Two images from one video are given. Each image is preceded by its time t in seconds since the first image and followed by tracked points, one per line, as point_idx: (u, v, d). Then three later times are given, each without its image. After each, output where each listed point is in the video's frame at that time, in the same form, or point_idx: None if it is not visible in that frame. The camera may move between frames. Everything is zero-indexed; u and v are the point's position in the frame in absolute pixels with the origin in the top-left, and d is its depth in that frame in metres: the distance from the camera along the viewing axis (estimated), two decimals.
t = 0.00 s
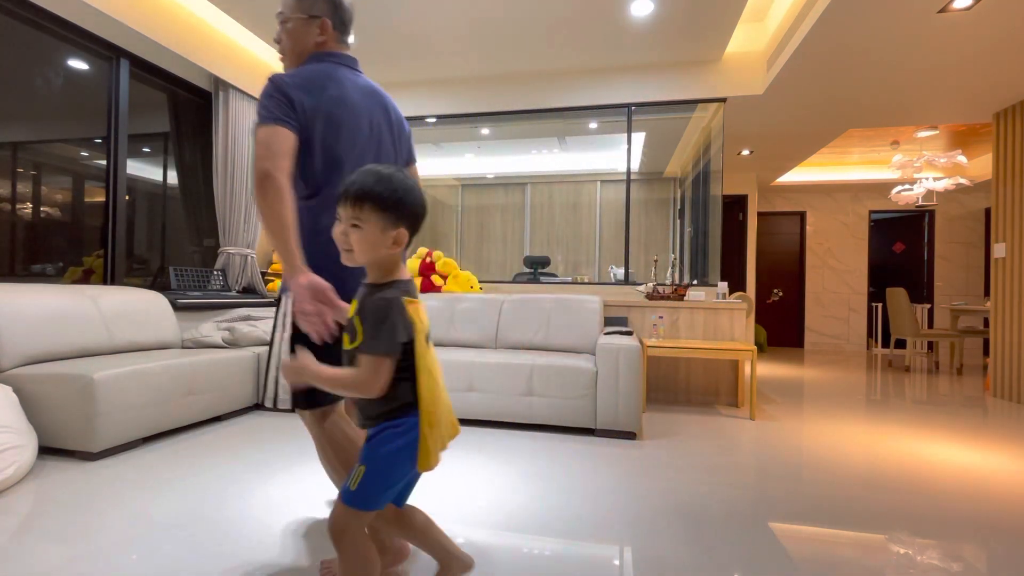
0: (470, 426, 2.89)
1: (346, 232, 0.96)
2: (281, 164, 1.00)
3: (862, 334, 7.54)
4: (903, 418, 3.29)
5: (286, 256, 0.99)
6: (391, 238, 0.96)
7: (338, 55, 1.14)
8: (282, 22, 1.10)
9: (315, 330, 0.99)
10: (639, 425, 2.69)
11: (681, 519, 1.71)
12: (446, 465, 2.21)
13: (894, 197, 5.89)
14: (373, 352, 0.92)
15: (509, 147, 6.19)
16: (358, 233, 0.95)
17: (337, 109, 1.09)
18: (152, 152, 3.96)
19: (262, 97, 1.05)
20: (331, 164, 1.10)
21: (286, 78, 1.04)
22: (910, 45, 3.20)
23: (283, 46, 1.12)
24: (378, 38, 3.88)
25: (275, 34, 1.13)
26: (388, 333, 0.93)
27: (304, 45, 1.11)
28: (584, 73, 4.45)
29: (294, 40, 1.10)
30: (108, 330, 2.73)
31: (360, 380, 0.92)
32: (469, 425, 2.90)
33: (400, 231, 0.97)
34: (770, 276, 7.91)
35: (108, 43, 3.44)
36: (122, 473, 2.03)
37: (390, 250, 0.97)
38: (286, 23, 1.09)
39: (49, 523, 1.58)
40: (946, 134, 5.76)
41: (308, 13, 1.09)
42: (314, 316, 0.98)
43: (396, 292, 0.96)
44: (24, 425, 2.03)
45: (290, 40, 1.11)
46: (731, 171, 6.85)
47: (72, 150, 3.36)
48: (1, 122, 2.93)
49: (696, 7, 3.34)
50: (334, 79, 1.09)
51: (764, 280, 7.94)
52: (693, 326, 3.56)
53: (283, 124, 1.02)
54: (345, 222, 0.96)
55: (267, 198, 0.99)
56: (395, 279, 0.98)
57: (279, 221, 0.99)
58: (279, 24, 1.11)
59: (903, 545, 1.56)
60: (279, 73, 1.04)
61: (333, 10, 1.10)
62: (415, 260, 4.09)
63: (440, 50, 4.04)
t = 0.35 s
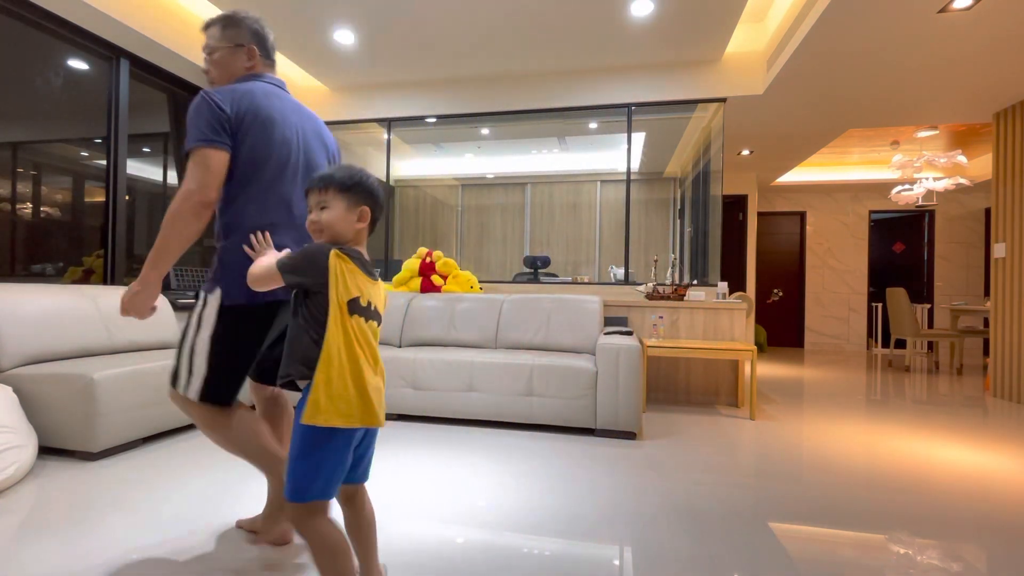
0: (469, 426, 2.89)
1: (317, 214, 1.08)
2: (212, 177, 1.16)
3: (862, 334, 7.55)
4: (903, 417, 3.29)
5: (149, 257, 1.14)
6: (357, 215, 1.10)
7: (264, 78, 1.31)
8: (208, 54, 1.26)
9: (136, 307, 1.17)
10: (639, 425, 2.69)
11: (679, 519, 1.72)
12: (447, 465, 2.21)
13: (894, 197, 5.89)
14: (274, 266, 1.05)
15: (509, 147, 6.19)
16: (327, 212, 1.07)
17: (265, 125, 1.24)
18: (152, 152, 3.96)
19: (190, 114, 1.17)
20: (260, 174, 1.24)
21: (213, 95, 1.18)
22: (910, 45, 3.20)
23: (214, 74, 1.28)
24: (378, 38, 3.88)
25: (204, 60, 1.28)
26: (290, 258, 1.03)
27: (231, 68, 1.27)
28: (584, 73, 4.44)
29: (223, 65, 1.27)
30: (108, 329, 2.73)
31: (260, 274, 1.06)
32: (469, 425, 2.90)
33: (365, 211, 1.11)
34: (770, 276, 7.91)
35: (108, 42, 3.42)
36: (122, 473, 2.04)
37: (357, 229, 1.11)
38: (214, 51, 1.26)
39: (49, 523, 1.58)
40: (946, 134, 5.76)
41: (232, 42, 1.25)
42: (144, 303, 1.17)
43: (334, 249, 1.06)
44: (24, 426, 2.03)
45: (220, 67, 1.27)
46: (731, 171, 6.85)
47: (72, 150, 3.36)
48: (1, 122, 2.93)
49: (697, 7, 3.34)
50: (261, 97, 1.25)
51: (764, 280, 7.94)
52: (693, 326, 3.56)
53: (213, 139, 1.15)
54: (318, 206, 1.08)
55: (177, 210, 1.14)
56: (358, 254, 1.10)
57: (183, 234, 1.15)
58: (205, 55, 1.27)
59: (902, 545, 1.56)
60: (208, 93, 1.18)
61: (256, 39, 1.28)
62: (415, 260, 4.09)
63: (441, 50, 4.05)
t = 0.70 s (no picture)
0: (469, 426, 2.89)
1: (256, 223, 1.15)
2: (169, 177, 1.15)
3: (862, 334, 7.55)
4: (903, 418, 3.29)
5: (122, 268, 1.12)
6: (295, 225, 1.16)
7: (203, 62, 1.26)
8: (148, 24, 1.18)
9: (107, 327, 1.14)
10: (639, 425, 2.69)
11: (679, 519, 1.71)
12: (447, 465, 2.21)
13: (894, 196, 5.88)
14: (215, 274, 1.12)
15: (509, 147, 6.19)
16: (264, 222, 1.14)
17: (218, 128, 1.25)
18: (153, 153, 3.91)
19: (142, 101, 1.13)
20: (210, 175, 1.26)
21: (171, 86, 1.15)
22: (909, 45, 3.20)
23: (148, 50, 1.20)
24: (378, 38, 3.88)
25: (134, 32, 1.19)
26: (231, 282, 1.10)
27: (175, 52, 1.21)
28: (585, 73, 4.44)
29: (166, 45, 1.20)
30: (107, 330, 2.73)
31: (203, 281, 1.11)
32: (468, 425, 2.90)
33: (304, 221, 1.18)
34: (770, 276, 7.91)
35: (108, 43, 3.44)
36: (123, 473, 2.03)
37: (294, 239, 1.17)
38: (151, 27, 1.18)
39: (49, 523, 1.58)
40: (946, 134, 5.76)
41: (183, 25, 1.20)
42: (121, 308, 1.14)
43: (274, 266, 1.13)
44: (24, 426, 2.03)
45: (160, 47, 1.20)
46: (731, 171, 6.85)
47: (71, 150, 3.35)
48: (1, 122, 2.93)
49: (697, 7, 3.34)
50: (217, 97, 1.25)
51: (764, 280, 7.94)
52: (693, 327, 3.56)
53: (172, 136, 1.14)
54: (256, 214, 1.15)
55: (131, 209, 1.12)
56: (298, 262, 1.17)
57: (150, 239, 1.14)
58: (139, 24, 1.18)
59: (902, 545, 1.56)
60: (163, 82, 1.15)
61: (206, 26, 1.24)
62: (415, 260, 4.09)
63: (441, 50, 4.04)
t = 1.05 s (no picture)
0: (469, 425, 2.89)
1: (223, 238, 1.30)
2: (89, 141, 1.19)
3: (862, 334, 7.55)
4: (903, 418, 3.29)
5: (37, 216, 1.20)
6: (256, 233, 1.33)
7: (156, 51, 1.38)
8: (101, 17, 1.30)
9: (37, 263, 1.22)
10: (639, 425, 2.69)
11: (678, 519, 1.71)
12: (447, 465, 2.21)
13: (894, 196, 5.88)
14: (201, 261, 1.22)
15: (509, 147, 6.19)
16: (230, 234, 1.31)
17: (156, 103, 1.31)
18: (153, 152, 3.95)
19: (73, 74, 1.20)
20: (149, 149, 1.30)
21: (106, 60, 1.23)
22: (908, 45, 3.20)
23: (103, 39, 1.31)
24: (378, 38, 3.87)
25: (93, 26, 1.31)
26: (217, 263, 1.20)
27: (127, 40, 1.32)
28: (585, 73, 4.44)
29: (118, 35, 1.31)
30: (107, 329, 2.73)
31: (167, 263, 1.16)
32: (468, 425, 2.90)
33: (265, 229, 1.35)
34: (770, 276, 7.90)
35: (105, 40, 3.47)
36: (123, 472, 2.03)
37: (256, 247, 1.33)
38: (109, 22, 1.30)
39: (50, 523, 1.58)
40: (946, 135, 5.76)
41: (138, 18, 1.32)
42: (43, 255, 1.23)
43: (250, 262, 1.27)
44: (24, 426, 2.02)
45: (113, 36, 1.31)
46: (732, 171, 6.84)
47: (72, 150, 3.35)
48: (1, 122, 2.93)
49: (696, 7, 3.34)
50: (155, 73, 1.33)
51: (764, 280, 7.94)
52: (693, 326, 3.56)
53: (99, 104, 1.20)
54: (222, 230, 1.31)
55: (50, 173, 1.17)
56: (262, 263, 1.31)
57: (67, 196, 1.20)
58: (93, 17, 1.31)
59: (902, 545, 1.56)
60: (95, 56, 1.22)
61: (161, 20, 1.36)
62: (415, 260, 4.09)
63: (441, 50, 4.05)
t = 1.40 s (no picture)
0: (469, 425, 2.89)
1: (201, 229, 1.39)
2: (94, 162, 1.29)
3: (862, 334, 7.55)
4: (903, 418, 3.29)
5: (50, 246, 1.27)
6: (234, 227, 1.43)
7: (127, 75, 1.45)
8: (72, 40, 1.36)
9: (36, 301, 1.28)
10: (639, 425, 2.69)
11: (678, 519, 1.71)
12: (447, 465, 2.21)
13: (894, 196, 5.88)
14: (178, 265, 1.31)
15: (509, 147, 6.19)
16: (209, 226, 1.39)
17: (144, 126, 1.42)
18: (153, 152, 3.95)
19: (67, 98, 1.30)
20: (138, 165, 1.42)
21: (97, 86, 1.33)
22: (908, 45, 3.20)
23: (75, 64, 1.36)
24: (378, 38, 3.88)
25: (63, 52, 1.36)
26: (197, 268, 1.29)
27: (101, 65, 1.39)
28: (584, 73, 4.44)
29: (93, 60, 1.37)
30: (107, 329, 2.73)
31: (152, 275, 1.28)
32: (468, 425, 2.90)
33: (243, 223, 1.45)
34: (770, 276, 7.90)
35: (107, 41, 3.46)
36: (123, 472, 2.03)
37: (234, 240, 1.44)
38: (82, 48, 1.36)
39: (51, 522, 1.59)
40: (947, 134, 5.75)
41: (111, 43, 1.39)
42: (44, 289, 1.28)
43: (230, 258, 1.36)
44: (24, 425, 2.03)
45: (87, 63, 1.37)
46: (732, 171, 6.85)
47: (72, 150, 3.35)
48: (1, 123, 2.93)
49: (696, 7, 3.34)
50: (140, 97, 1.44)
51: (764, 280, 7.94)
52: (693, 326, 3.56)
53: (98, 126, 1.31)
54: (200, 220, 1.39)
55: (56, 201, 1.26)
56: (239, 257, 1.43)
57: (74, 222, 1.28)
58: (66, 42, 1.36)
59: (902, 545, 1.56)
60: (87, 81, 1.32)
61: (132, 45, 1.44)
62: (415, 260, 4.09)
63: (440, 50, 4.05)
